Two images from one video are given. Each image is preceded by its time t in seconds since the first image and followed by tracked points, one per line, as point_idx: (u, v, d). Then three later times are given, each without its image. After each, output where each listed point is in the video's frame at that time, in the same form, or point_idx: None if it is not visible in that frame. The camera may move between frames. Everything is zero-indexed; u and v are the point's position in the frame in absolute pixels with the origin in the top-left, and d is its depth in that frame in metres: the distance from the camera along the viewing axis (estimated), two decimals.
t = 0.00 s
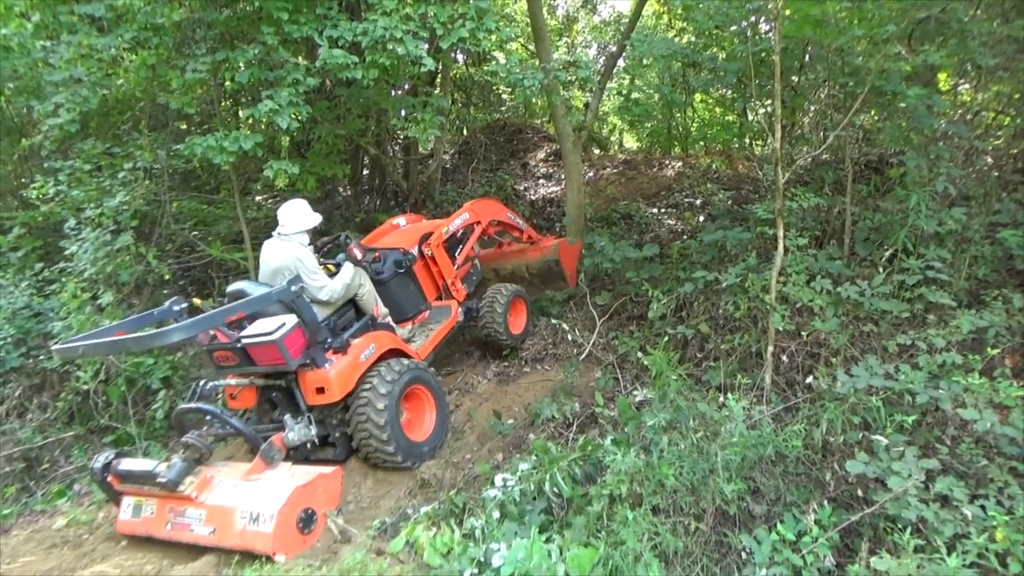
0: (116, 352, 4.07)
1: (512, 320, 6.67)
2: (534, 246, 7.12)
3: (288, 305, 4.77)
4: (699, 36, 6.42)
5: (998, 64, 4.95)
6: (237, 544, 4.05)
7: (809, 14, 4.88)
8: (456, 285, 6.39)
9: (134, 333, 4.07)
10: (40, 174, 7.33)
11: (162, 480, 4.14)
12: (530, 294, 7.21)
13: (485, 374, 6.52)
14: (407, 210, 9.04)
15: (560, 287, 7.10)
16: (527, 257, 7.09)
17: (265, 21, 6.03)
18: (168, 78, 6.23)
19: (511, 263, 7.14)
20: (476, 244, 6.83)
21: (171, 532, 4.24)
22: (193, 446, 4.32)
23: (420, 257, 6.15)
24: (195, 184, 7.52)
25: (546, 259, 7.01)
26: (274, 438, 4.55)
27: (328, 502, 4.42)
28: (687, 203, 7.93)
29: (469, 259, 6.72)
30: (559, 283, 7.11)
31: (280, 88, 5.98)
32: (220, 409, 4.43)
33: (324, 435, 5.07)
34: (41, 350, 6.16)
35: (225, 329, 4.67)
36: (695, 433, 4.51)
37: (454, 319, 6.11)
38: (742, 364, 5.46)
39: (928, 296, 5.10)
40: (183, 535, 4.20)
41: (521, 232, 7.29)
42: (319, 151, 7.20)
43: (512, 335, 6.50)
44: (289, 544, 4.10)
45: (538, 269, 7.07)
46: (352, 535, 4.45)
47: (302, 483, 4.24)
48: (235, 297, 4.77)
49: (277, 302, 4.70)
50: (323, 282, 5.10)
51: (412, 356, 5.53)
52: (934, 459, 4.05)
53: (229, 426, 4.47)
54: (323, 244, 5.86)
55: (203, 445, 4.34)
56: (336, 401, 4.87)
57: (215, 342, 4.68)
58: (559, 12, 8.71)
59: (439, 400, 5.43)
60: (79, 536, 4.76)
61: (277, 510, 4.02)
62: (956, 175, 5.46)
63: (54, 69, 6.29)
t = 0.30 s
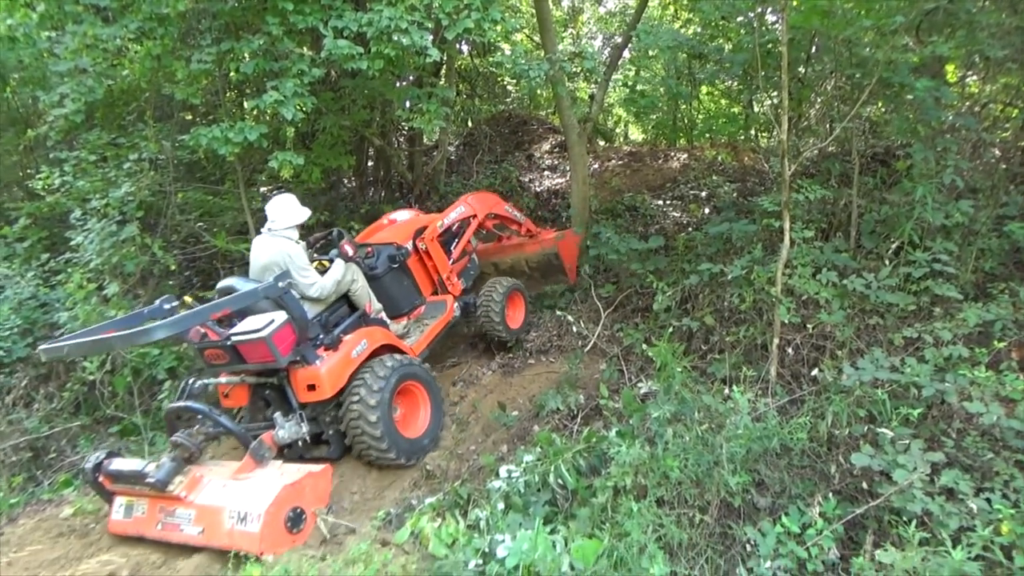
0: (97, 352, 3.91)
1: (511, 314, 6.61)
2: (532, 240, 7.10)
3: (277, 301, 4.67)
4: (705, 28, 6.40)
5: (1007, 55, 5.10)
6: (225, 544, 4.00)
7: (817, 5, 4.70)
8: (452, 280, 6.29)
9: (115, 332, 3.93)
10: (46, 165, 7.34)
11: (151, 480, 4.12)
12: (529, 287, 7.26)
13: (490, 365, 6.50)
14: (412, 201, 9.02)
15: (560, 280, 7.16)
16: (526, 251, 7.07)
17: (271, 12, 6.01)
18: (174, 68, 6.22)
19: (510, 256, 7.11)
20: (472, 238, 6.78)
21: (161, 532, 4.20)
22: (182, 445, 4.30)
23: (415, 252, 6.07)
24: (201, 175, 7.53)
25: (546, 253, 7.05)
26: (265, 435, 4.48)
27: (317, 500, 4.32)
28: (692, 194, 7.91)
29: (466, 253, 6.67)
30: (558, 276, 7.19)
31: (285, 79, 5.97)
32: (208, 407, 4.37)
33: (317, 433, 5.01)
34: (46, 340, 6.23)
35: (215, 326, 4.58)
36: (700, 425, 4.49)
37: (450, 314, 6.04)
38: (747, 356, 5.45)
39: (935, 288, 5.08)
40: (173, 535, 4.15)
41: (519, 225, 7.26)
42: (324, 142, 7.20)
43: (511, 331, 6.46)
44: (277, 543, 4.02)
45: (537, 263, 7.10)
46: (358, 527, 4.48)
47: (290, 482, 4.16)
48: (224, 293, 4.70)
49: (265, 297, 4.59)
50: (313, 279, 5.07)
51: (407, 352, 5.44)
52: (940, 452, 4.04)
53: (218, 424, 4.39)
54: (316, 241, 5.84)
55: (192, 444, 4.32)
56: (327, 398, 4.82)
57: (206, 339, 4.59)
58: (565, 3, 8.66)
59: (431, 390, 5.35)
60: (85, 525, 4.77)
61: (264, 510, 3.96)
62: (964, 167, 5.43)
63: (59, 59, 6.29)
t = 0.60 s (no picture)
0: (91, 352, 3.86)
1: (514, 312, 6.54)
2: (537, 236, 7.04)
3: (273, 300, 4.66)
4: (716, 21, 6.36)
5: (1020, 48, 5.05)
6: (222, 546, 3.95)
7: None
8: (454, 278, 6.27)
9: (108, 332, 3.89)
10: (58, 158, 7.38)
11: (148, 480, 4.06)
12: (534, 283, 7.24)
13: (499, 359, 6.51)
14: (421, 195, 9.03)
15: (565, 277, 7.13)
16: (531, 247, 7.00)
17: (282, 5, 6.01)
18: (185, 62, 6.23)
19: (514, 253, 7.04)
20: (476, 234, 6.72)
21: (160, 532, 4.17)
22: (181, 445, 4.28)
23: (416, 250, 6.03)
24: (212, 168, 7.55)
25: (551, 249, 6.97)
26: (263, 435, 4.40)
27: (315, 501, 4.26)
28: (703, 188, 7.88)
29: (469, 251, 6.62)
30: (563, 272, 7.14)
31: (296, 73, 5.97)
32: (205, 406, 4.36)
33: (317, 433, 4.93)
34: (60, 332, 6.27)
35: (212, 326, 4.52)
36: (711, 420, 4.48)
37: (451, 312, 6.04)
38: (758, 350, 5.44)
39: (948, 283, 5.05)
40: (172, 535, 4.12)
41: (524, 222, 7.17)
42: (335, 135, 7.21)
43: (514, 328, 6.37)
44: (273, 544, 3.96)
45: (542, 259, 7.04)
46: (368, 519, 4.52)
47: (286, 483, 4.09)
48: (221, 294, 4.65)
49: (261, 297, 4.56)
50: (309, 276, 5.00)
51: (407, 351, 5.36)
52: (952, 447, 4.02)
53: (215, 424, 4.38)
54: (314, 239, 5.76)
55: (190, 443, 4.30)
56: (326, 398, 4.74)
57: (203, 339, 4.53)
58: None
59: (429, 382, 5.22)
60: (97, 516, 4.80)
61: (260, 512, 3.88)
62: (977, 161, 5.39)
63: (71, 53, 6.31)
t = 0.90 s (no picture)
0: (94, 349, 3.87)
1: (523, 313, 6.50)
2: (546, 234, 7.02)
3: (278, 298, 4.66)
4: (728, 16, 6.33)
5: None
6: (223, 546, 3.96)
7: None
8: (462, 277, 6.24)
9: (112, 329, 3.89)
10: (72, 153, 7.42)
11: (151, 478, 4.09)
12: (543, 281, 7.20)
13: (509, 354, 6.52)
14: (432, 190, 9.03)
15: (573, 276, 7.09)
16: (539, 245, 6.99)
17: None
18: (197, 56, 6.24)
19: (523, 251, 7.04)
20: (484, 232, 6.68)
21: (162, 530, 4.19)
22: (183, 443, 4.41)
23: (424, 248, 6.01)
24: (224, 163, 7.58)
25: (560, 248, 6.94)
26: (266, 434, 4.35)
27: (317, 502, 4.23)
28: (714, 184, 7.85)
29: (477, 249, 6.60)
30: (572, 271, 7.09)
31: (308, 67, 5.98)
32: (208, 405, 4.33)
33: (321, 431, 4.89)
34: (73, 326, 6.29)
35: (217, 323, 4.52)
36: (721, 416, 4.47)
37: (459, 311, 6.03)
38: (770, 347, 5.42)
39: (962, 280, 5.00)
40: (173, 532, 4.14)
41: (533, 219, 7.13)
42: (346, 130, 7.21)
43: (522, 328, 6.33)
44: (274, 546, 3.93)
45: (550, 258, 7.02)
46: (379, 513, 4.54)
47: (288, 484, 4.07)
48: (227, 290, 4.66)
49: (266, 294, 4.56)
50: (312, 272, 5.00)
51: (413, 351, 5.36)
52: (966, 445, 3.99)
53: (218, 423, 4.35)
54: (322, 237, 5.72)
55: (194, 441, 4.44)
56: (331, 397, 4.71)
57: (208, 336, 4.55)
58: None
59: (433, 381, 5.17)
60: (111, 508, 4.84)
61: (262, 513, 3.88)
62: (993, 157, 5.34)
63: (85, 47, 6.36)
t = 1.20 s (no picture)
0: (102, 341, 3.86)
1: (532, 317, 6.47)
2: (556, 232, 6.99)
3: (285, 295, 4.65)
4: (741, 10, 6.30)
5: None
6: (221, 545, 3.94)
7: None
8: (471, 280, 6.23)
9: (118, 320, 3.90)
10: (86, 150, 7.48)
11: (153, 474, 4.12)
12: (554, 280, 7.16)
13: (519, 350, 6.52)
14: (443, 186, 9.05)
15: (583, 273, 7.05)
16: (549, 243, 6.95)
17: None
18: (210, 53, 6.26)
19: (534, 249, 6.98)
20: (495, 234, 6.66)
21: (162, 527, 4.20)
22: (187, 439, 4.35)
23: (434, 249, 6.00)
24: (236, 160, 7.63)
25: (570, 246, 6.94)
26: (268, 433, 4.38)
27: (317, 503, 4.16)
28: (726, 180, 7.82)
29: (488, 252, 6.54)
30: (582, 270, 7.06)
31: (319, 64, 5.99)
32: (212, 402, 4.32)
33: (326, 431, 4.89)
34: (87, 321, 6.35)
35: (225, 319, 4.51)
36: (733, 412, 4.46)
37: (468, 314, 5.94)
38: (782, 343, 5.40)
39: (976, 276, 4.96)
40: (173, 529, 4.15)
41: (544, 217, 7.13)
42: (357, 127, 7.22)
43: (531, 333, 6.31)
44: (271, 547, 3.89)
45: (561, 256, 6.99)
46: (391, 508, 4.57)
47: (288, 484, 4.02)
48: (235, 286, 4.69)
49: (273, 291, 4.58)
50: (319, 270, 4.96)
51: (420, 352, 5.31)
52: (979, 442, 3.97)
53: (221, 420, 4.32)
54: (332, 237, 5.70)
55: (196, 438, 4.36)
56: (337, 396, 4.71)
57: (216, 331, 4.57)
58: None
59: (435, 379, 5.11)
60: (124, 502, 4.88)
61: (261, 512, 3.85)
62: (1008, 152, 5.29)
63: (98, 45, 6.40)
